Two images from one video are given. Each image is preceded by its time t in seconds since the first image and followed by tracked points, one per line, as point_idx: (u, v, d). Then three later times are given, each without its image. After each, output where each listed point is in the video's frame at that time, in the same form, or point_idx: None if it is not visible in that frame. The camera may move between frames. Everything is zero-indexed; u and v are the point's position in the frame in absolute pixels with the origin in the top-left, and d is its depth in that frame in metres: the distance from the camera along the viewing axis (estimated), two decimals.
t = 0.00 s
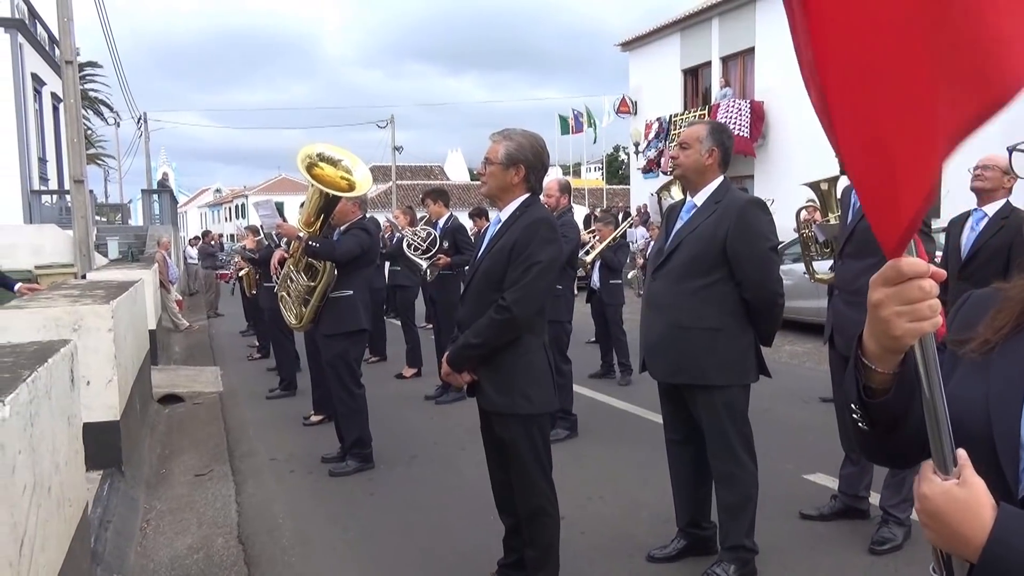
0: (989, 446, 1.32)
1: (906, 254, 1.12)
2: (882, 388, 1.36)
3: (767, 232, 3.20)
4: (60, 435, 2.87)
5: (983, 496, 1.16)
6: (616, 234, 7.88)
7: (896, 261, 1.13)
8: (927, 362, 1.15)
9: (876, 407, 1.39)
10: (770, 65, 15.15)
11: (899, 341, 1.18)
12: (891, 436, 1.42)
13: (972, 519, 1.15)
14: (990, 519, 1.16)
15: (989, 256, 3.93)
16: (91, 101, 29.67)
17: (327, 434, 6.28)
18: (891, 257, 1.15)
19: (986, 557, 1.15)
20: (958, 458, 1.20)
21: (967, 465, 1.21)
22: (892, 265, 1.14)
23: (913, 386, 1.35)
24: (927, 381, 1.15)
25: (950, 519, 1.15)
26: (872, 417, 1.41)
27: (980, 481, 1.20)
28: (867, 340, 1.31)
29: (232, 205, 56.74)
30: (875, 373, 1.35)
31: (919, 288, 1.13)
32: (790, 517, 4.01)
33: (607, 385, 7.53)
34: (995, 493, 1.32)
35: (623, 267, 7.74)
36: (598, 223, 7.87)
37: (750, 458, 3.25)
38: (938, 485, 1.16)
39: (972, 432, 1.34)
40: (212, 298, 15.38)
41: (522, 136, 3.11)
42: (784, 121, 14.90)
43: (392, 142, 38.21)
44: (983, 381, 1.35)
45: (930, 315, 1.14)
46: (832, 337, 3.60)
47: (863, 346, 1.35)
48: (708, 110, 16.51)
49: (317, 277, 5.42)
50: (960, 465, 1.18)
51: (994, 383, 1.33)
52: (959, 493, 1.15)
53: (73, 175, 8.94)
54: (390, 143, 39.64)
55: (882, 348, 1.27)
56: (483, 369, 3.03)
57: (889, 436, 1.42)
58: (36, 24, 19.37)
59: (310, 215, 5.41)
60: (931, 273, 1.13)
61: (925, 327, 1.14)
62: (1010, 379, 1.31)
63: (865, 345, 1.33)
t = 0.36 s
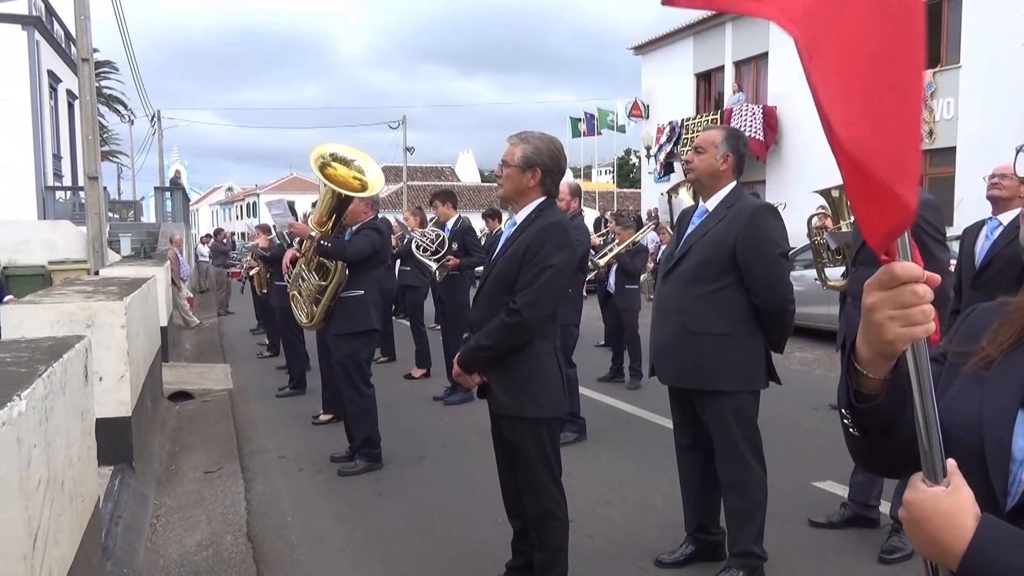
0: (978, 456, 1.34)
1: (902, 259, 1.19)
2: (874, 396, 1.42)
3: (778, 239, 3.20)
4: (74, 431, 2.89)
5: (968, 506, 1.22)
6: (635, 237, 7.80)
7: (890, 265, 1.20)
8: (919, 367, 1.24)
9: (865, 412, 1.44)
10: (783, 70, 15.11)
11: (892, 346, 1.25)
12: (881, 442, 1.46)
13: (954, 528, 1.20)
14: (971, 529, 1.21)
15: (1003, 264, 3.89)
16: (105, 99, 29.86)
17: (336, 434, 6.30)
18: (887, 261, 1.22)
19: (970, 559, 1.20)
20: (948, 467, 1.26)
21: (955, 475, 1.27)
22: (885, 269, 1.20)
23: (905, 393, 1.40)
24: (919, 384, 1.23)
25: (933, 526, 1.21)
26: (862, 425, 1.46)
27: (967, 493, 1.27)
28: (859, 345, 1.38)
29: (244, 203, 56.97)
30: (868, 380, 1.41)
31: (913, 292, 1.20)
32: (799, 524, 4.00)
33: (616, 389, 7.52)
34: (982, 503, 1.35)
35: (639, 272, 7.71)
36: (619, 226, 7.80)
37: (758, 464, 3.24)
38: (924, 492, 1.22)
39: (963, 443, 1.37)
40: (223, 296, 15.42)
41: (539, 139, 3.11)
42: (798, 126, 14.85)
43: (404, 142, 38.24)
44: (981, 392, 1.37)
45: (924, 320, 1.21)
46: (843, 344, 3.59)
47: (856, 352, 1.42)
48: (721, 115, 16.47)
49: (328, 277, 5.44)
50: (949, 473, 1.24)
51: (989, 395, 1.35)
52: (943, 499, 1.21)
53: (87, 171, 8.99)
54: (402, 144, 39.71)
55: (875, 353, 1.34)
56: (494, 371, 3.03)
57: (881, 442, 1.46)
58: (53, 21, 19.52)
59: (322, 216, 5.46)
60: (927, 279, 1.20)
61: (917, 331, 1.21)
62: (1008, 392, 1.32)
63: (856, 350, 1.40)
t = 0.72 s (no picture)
0: (977, 456, 1.35)
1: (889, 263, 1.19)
2: (868, 396, 1.42)
3: (781, 241, 3.19)
4: (81, 429, 2.90)
5: (958, 507, 1.22)
6: (645, 237, 7.82)
7: (879, 269, 1.20)
8: (908, 367, 1.24)
9: (859, 413, 1.45)
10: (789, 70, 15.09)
11: (881, 348, 1.26)
12: (877, 442, 1.47)
13: (943, 528, 1.21)
14: (961, 530, 1.21)
15: (1011, 264, 3.88)
16: (112, 97, 29.96)
17: (341, 433, 6.31)
18: (876, 265, 1.22)
19: (966, 558, 1.20)
20: (939, 470, 1.27)
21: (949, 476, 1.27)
22: (873, 273, 1.21)
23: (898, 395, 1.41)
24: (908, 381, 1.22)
25: (922, 526, 1.22)
26: (857, 425, 1.46)
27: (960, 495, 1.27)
28: (853, 346, 1.38)
29: (249, 202, 57.09)
30: (862, 381, 1.42)
31: (898, 295, 1.21)
32: (804, 526, 4.00)
33: (621, 389, 7.52)
34: (978, 502, 1.36)
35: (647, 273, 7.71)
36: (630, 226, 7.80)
37: (761, 466, 3.23)
38: (912, 491, 1.23)
39: (963, 443, 1.37)
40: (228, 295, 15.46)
41: (547, 139, 3.12)
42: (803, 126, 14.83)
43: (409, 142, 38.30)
44: (982, 393, 1.37)
45: (910, 323, 1.21)
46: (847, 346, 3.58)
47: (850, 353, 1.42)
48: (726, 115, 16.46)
49: (334, 277, 5.44)
50: (939, 475, 1.25)
51: (988, 397, 1.35)
52: (931, 498, 1.22)
53: (93, 170, 9.01)
54: (407, 143, 39.74)
55: (865, 355, 1.34)
56: (500, 371, 3.03)
57: (877, 444, 1.47)
58: (60, 21, 19.58)
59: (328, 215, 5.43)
60: (914, 281, 1.20)
61: (903, 334, 1.21)
62: (1008, 394, 1.32)
63: (849, 351, 1.40)
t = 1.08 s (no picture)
0: (977, 455, 1.35)
1: (876, 261, 1.22)
2: (868, 393, 1.43)
3: (778, 242, 3.19)
4: (79, 424, 2.89)
5: (954, 502, 1.23)
6: (641, 237, 7.81)
7: (869, 267, 1.23)
8: (903, 361, 1.29)
9: (859, 410, 1.45)
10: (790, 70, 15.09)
11: (875, 345, 1.29)
12: (876, 439, 1.47)
13: (934, 521, 1.22)
14: (953, 524, 1.22)
15: (1011, 266, 3.88)
16: (111, 92, 29.93)
17: (339, 430, 6.31)
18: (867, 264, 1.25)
19: (959, 552, 1.20)
20: (936, 466, 1.30)
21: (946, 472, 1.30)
22: (864, 272, 1.24)
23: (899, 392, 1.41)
24: (903, 379, 1.28)
25: (914, 518, 1.24)
26: (856, 421, 1.46)
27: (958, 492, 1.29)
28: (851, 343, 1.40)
29: (248, 198, 57.04)
30: (862, 378, 1.43)
31: (889, 294, 1.23)
32: (802, 526, 4.00)
33: (620, 388, 7.52)
34: (978, 500, 1.35)
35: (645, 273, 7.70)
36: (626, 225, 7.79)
37: (758, 466, 3.23)
38: (908, 485, 1.26)
39: (965, 442, 1.37)
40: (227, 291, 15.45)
41: (547, 138, 3.11)
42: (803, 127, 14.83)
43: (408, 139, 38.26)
44: (987, 393, 1.37)
45: (902, 321, 1.24)
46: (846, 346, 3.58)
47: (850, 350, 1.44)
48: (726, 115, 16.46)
49: (333, 273, 5.43)
50: (936, 471, 1.27)
51: (993, 397, 1.36)
52: (927, 493, 1.24)
53: (93, 165, 8.99)
54: (407, 141, 39.73)
55: (863, 352, 1.36)
56: (500, 370, 3.04)
57: (877, 440, 1.47)
58: (60, 15, 19.54)
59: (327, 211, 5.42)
60: (905, 279, 1.23)
61: (894, 332, 1.25)
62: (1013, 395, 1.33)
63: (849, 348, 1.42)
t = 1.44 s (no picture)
0: (990, 456, 1.35)
1: (889, 265, 1.24)
2: (882, 394, 1.43)
3: (778, 242, 3.18)
4: (79, 422, 2.89)
5: (965, 501, 1.23)
6: (636, 238, 7.82)
7: (882, 271, 1.25)
8: (913, 365, 1.26)
9: (872, 410, 1.45)
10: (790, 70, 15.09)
11: (886, 348, 1.28)
12: (889, 441, 1.47)
13: (945, 519, 1.22)
14: (962, 523, 1.22)
15: (1011, 268, 3.88)
16: (112, 90, 29.94)
17: (339, 429, 6.31)
18: (880, 268, 1.26)
19: (970, 552, 1.20)
20: (949, 467, 1.29)
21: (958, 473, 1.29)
22: (876, 276, 1.25)
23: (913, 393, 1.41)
24: (913, 378, 1.26)
25: (925, 516, 1.24)
26: (869, 421, 1.46)
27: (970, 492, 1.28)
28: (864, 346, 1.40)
29: (249, 197, 57.05)
30: (875, 379, 1.43)
31: (900, 297, 1.23)
32: (801, 526, 4.00)
33: (619, 388, 7.52)
34: (988, 501, 1.35)
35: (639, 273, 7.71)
36: (619, 226, 7.80)
37: (757, 466, 3.24)
38: (919, 485, 1.25)
39: (978, 443, 1.37)
40: (226, 289, 15.45)
41: (547, 137, 3.11)
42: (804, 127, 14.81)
43: (409, 137, 38.22)
44: (1001, 395, 1.37)
45: (913, 323, 1.23)
46: (849, 346, 3.57)
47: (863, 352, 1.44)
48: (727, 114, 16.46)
49: (332, 272, 5.43)
50: (948, 471, 1.27)
51: (1008, 399, 1.35)
52: (938, 493, 1.23)
53: (92, 163, 8.99)
54: (407, 139, 39.72)
55: (876, 355, 1.36)
56: (500, 369, 3.03)
57: (889, 441, 1.46)
58: (60, 13, 19.54)
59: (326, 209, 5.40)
60: (916, 283, 1.23)
61: (905, 333, 1.24)
62: None
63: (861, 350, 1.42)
